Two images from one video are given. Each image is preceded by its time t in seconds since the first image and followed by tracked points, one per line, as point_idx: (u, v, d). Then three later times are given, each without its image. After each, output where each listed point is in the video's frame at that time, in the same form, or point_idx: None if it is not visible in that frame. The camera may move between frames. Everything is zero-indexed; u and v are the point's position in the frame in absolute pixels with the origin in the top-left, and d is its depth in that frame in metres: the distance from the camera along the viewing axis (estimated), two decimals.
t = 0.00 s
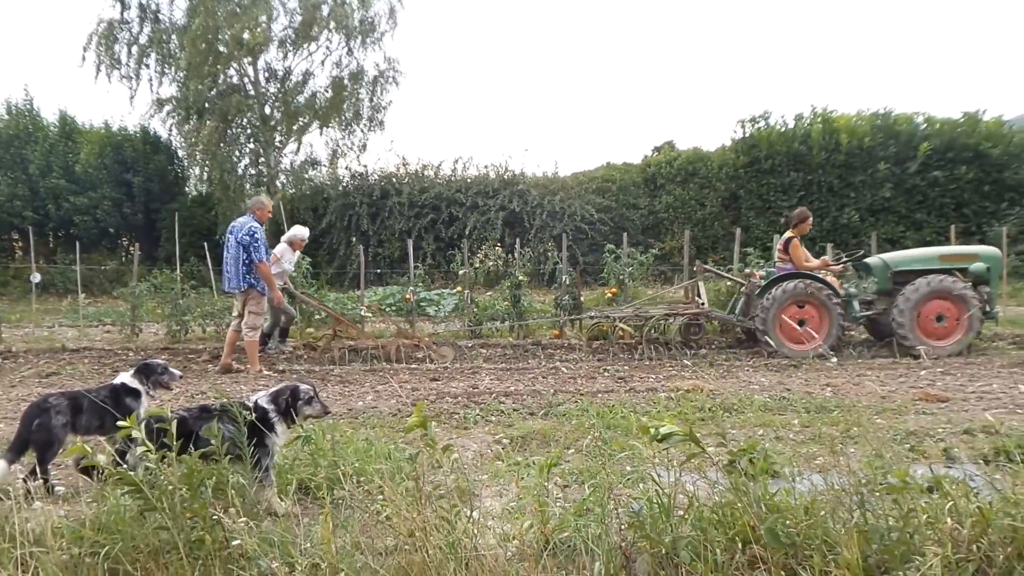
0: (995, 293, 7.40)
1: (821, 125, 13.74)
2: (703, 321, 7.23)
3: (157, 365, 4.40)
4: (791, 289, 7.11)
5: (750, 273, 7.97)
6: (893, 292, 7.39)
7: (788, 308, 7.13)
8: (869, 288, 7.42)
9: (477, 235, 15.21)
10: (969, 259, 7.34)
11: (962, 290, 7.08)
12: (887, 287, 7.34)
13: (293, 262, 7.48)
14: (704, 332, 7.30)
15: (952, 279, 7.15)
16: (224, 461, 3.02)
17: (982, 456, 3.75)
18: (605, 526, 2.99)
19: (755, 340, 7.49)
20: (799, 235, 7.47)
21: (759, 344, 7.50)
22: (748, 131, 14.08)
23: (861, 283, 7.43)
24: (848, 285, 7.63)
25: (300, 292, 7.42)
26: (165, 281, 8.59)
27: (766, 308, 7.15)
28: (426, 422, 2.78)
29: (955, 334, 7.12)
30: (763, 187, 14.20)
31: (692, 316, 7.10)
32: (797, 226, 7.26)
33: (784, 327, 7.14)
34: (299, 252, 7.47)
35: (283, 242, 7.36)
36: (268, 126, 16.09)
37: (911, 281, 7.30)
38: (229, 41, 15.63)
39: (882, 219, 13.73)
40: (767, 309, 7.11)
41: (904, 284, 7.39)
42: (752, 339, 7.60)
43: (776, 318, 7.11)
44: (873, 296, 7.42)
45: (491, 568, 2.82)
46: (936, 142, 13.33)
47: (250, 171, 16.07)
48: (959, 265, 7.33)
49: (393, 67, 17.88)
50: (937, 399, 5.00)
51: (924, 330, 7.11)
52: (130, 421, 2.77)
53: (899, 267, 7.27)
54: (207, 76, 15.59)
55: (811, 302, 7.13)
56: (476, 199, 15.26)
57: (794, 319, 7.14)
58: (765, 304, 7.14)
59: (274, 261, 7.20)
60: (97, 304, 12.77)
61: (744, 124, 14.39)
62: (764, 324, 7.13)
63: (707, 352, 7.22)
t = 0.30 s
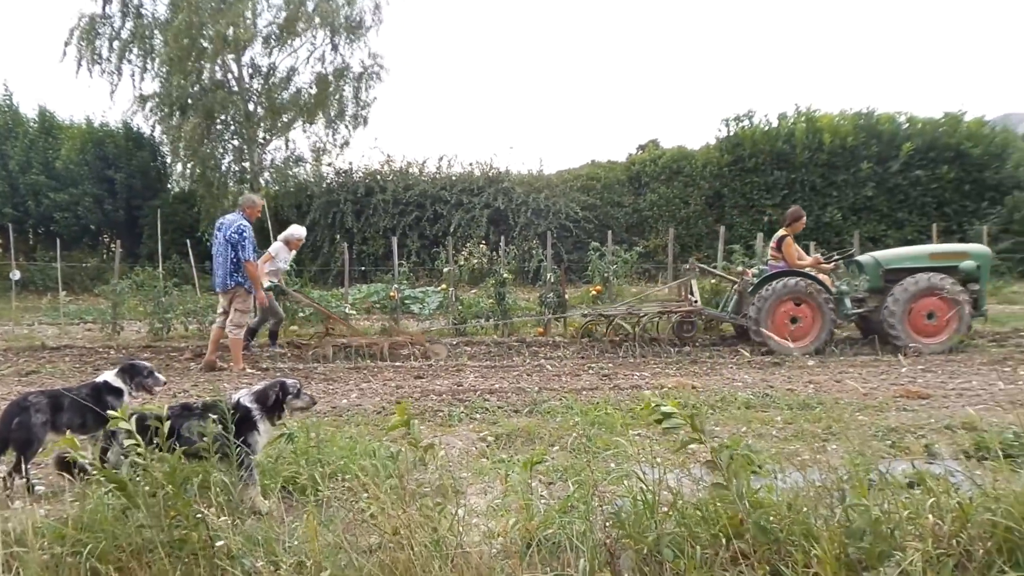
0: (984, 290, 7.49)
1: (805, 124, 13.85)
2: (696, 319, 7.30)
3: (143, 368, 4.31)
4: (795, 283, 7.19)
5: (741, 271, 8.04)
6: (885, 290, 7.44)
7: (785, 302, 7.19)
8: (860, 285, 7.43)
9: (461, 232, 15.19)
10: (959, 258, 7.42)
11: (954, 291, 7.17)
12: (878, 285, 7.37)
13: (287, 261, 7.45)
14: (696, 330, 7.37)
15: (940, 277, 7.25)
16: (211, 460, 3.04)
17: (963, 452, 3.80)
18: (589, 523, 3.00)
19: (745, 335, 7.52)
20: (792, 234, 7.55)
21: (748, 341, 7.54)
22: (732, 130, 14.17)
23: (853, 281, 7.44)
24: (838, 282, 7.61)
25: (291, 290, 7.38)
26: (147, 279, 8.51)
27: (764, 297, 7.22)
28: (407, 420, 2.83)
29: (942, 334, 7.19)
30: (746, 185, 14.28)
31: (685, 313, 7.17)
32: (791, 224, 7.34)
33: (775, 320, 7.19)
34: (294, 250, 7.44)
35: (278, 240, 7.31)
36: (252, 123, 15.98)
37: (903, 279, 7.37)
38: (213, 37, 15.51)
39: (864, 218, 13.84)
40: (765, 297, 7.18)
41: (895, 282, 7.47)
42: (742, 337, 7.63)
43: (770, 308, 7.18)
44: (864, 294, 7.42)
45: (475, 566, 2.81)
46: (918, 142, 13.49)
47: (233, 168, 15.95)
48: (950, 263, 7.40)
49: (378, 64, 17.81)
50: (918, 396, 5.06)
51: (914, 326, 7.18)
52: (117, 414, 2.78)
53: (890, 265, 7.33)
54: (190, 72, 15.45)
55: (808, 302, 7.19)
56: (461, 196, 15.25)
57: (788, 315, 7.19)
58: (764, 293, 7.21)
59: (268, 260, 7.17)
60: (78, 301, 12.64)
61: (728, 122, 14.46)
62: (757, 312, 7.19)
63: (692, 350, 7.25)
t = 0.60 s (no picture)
0: (958, 279, 7.65)
1: (771, 117, 14.02)
2: (676, 311, 7.39)
3: (121, 381, 3.94)
4: (784, 274, 7.26)
5: (718, 263, 8.12)
6: (862, 280, 7.60)
7: (769, 291, 7.26)
8: (837, 276, 7.59)
9: (431, 227, 15.11)
10: (932, 248, 7.58)
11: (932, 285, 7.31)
12: (854, 275, 7.52)
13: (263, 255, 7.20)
14: (677, 321, 7.45)
15: (916, 266, 7.37)
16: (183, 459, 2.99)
17: (927, 437, 3.87)
18: (563, 515, 3.01)
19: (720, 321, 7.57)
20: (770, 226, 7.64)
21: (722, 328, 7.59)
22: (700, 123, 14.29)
23: (830, 271, 7.56)
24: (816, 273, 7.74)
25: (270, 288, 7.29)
26: (112, 278, 8.37)
27: (750, 280, 7.26)
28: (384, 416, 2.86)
29: (913, 326, 7.32)
30: (714, 178, 14.41)
31: (666, 305, 7.25)
32: (769, 216, 7.42)
33: (754, 306, 7.25)
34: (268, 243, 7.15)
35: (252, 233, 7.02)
36: (217, 118, 15.74)
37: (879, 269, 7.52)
38: (176, 32, 15.27)
39: (830, 209, 14.04)
40: (752, 281, 7.22)
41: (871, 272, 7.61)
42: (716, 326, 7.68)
43: (754, 293, 7.23)
44: (841, 284, 7.56)
45: (449, 561, 2.80)
46: (881, 134, 13.74)
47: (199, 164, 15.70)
48: (924, 253, 7.55)
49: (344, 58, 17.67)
50: (883, 383, 5.16)
51: (889, 314, 7.30)
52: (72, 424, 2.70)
53: (866, 255, 7.49)
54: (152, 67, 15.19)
55: (790, 297, 7.27)
56: (430, 191, 15.17)
57: (768, 304, 7.26)
58: (751, 277, 7.25)
59: (240, 257, 6.91)
60: (41, 301, 12.38)
61: (696, 115, 14.59)
62: (741, 294, 7.23)
63: (663, 341, 7.30)
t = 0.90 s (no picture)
0: (951, 271, 7.70)
1: (756, 110, 14.06)
2: (672, 304, 7.39)
3: (119, 384, 3.95)
4: (789, 270, 7.28)
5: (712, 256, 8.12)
6: (856, 273, 7.63)
7: (770, 282, 7.28)
8: (831, 268, 7.62)
9: (418, 221, 15.03)
10: (926, 240, 7.62)
11: (930, 284, 7.36)
12: (848, 268, 7.58)
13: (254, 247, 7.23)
14: (672, 314, 7.44)
15: (912, 259, 7.40)
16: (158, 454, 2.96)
17: (908, 429, 3.89)
18: (546, 508, 3.00)
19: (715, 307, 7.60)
20: (767, 219, 7.65)
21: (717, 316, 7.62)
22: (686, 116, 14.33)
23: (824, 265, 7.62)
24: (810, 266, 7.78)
25: (262, 280, 7.23)
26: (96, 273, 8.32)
27: (755, 268, 7.30)
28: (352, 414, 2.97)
29: (901, 320, 7.35)
30: (701, 171, 14.45)
31: (662, 298, 7.26)
32: (766, 209, 7.43)
33: (751, 295, 7.30)
34: (259, 235, 7.20)
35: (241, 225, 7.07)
36: (202, 112, 15.64)
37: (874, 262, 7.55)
38: (160, 25, 15.16)
39: (816, 202, 14.10)
40: (756, 269, 7.26)
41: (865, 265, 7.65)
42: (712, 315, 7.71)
43: (755, 281, 7.26)
44: (835, 277, 7.62)
45: (431, 554, 2.81)
46: (866, 127, 13.81)
47: (183, 158, 15.60)
48: (918, 245, 7.60)
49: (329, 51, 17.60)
50: (866, 375, 5.20)
51: (883, 302, 7.33)
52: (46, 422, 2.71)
53: (860, 248, 7.52)
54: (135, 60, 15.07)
55: (788, 294, 7.29)
56: (417, 184, 15.09)
57: (766, 295, 7.29)
58: (756, 265, 7.29)
59: (233, 248, 6.94)
60: (24, 297, 12.29)
61: (682, 109, 14.62)
62: (742, 280, 7.28)
63: (651, 334, 7.33)
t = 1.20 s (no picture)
0: (952, 272, 7.71)
1: (751, 109, 14.06)
2: (673, 302, 7.43)
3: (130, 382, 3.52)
4: (798, 275, 7.31)
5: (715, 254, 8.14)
6: (857, 273, 7.62)
7: (778, 282, 7.29)
8: (832, 268, 7.58)
9: (411, 216, 15.02)
10: (928, 241, 7.62)
11: (932, 294, 7.37)
12: (849, 268, 7.56)
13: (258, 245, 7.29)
14: (674, 312, 7.48)
15: (913, 260, 7.41)
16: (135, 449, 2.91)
17: (892, 431, 3.90)
18: (529, 505, 3.00)
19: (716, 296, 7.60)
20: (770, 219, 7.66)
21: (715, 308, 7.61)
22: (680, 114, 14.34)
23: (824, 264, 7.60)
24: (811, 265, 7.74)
25: (264, 274, 7.21)
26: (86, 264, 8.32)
27: (767, 264, 7.31)
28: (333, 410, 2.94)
29: (894, 320, 7.34)
30: (695, 169, 14.45)
31: (663, 295, 7.29)
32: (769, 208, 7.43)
33: (756, 289, 7.29)
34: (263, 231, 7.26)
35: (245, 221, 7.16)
36: (196, 104, 15.65)
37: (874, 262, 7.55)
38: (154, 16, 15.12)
39: (809, 202, 14.10)
40: (768, 266, 7.25)
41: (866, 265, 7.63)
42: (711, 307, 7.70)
43: (764, 277, 7.26)
44: (836, 277, 7.60)
45: (413, 550, 2.81)
46: (860, 127, 13.84)
47: (176, 151, 15.58)
48: (919, 246, 7.60)
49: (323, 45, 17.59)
50: (855, 376, 5.21)
51: (884, 298, 7.32)
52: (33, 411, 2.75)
53: (861, 248, 7.51)
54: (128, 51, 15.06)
55: (790, 299, 7.31)
56: (410, 179, 15.05)
57: (770, 293, 7.30)
58: (769, 262, 7.30)
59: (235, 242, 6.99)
60: (14, 287, 12.27)
61: (677, 107, 14.63)
62: (752, 272, 7.27)
63: (641, 333, 7.35)
